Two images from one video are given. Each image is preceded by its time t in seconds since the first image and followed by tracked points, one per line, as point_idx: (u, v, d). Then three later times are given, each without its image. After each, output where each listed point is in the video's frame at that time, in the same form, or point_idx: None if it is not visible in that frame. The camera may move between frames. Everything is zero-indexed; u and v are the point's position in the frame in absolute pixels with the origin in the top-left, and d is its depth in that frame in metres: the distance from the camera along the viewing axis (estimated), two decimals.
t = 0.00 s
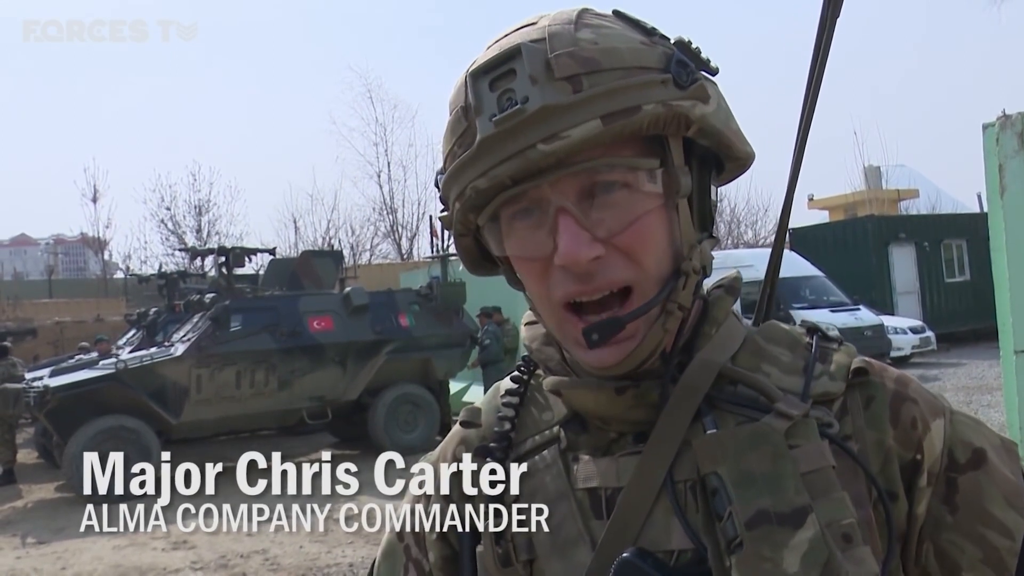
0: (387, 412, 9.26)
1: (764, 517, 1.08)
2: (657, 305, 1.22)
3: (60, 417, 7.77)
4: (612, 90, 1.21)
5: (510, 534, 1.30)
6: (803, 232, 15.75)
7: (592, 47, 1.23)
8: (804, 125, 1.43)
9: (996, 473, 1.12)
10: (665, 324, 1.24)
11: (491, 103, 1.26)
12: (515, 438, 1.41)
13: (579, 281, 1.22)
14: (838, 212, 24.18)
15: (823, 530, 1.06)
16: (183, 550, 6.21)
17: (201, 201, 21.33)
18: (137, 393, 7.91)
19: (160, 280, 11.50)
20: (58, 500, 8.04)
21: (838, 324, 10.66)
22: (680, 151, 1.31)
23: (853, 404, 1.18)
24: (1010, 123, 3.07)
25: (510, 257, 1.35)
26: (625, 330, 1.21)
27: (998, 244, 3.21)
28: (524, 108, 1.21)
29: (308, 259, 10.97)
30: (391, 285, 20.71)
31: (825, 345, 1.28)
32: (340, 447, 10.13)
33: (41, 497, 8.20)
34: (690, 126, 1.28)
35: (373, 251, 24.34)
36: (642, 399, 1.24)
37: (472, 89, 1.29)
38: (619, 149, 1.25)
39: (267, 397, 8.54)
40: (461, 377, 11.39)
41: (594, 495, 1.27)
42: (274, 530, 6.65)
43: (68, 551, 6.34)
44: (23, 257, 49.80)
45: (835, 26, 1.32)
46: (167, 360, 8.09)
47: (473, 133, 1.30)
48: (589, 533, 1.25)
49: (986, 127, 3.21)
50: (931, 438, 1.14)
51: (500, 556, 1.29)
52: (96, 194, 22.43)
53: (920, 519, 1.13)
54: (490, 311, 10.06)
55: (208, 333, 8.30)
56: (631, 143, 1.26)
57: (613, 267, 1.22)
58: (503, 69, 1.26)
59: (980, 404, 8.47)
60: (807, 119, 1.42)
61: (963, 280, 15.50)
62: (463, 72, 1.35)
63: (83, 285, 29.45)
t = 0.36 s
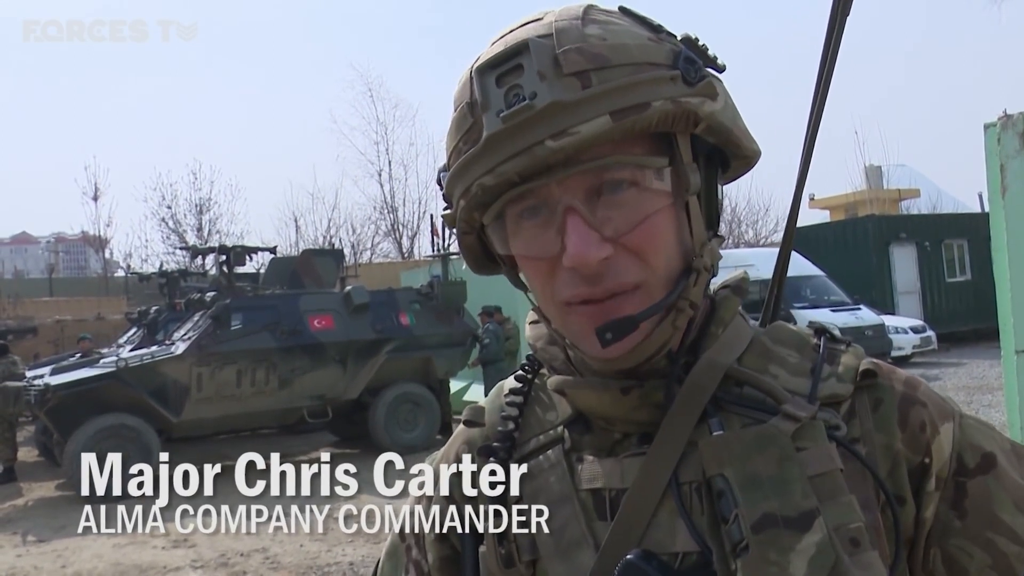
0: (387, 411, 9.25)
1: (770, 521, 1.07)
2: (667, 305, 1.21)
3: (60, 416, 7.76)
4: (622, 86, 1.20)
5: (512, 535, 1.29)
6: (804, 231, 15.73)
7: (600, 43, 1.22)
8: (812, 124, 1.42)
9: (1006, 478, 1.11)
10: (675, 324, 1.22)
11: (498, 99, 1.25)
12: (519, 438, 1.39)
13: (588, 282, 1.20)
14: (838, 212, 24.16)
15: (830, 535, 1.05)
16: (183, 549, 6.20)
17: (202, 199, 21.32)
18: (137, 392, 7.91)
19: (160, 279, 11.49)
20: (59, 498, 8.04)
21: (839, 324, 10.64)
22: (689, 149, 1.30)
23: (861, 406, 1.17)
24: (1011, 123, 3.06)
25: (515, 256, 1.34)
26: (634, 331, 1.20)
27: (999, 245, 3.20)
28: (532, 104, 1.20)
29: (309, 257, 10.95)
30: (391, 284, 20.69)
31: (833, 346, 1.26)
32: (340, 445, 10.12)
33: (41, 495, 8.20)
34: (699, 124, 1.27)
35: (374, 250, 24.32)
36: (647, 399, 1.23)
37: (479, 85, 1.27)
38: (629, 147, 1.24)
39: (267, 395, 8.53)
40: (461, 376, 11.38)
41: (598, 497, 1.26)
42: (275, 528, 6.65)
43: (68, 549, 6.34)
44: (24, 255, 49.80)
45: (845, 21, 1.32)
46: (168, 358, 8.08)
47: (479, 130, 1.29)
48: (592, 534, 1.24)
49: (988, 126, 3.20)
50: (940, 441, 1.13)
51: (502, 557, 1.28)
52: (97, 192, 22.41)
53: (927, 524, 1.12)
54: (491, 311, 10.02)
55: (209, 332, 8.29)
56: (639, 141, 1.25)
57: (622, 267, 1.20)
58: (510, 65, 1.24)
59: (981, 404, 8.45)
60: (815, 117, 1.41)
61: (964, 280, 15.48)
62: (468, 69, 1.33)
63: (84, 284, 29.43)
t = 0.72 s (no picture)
0: (388, 409, 9.23)
1: (783, 522, 1.05)
2: (677, 305, 1.18)
3: (60, 414, 7.75)
4: (631, 80, 1.17)
5: (515, 535, 1.26)
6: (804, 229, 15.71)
7: (608, 33, 1.20)
8: (826, 117, 1.40)
9: None
10: (685, 323, 1.20)
11: (503, 93, 1.22)
12: (523, 435, 1.37)
13: (595, 281, 1.18)
14: (838, 209, 24.14)
15: (844, 536, 1.03)
16: (184, 546, 6.18)
17: (202, 197, 21.32)
18: (138, 390, 7.89)
19: (160, 277, 11.46)
20: (60, 496, 8.02)
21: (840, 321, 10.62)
22: (700, 143, 1.27)
23: (877, 406, 1.15)
24: (1012, 120, 3.05)
25: (520, 254, 1.32)
26: (644, 331, 1.18)
27: (999, 242, 3.18)
28: (538, 99, 1.17)
29: (309, 255, 10.93)
30: (391, 282, 20.68)
31: (847, 343, 1.24)
32: (341, 443, 10.10)
33: (42, 493, 8.18)
34: (712, 117, 1.25)
35: (374, 249, 24.30)
36: (656, 396, 1.21)
37: (483, 77, 1.25)
38: (639, 142, 1.21)
39: (267, 393, 8.51)
40: (461, 374, 11.37)
41: (604, 497, 1.23)
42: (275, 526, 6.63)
43: (70, 547, 6.32)
44: (24, 254, 49.81)
45: (858, 18, 1.31)
46: (168, 356, 8.06)
47: (483, 124, 1.27)
48: (598, 533, 1.21)
49: (988, 124, 3.18)
50: (957, 441, 1.11)
51: (505, 557, 1.26)
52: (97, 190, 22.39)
53: (943, 527, 1.10)
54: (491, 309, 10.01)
55: (210, 330, 8.26)
56: (650, 136, 1.22)
57: (632, 266, 1.18)
58: (515, 57, 1.22)
59: (981, 401, 8.44)
60: (830, 109, 1.38)
61: (964, 277, 15.45)
62: (473, 60, 1.31)
63: (84, 282, 29.43)
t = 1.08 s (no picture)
0: (388, 404, 9.21)
1: (791, 522, 1.03)
2: (682, 295, 1.16)
3: (60, 408, 7.76)
4: (636, 60, 1.15)
5: (516, 533, 1.24)
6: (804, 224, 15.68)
7: (613, 11, 1.17)
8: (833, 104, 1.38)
9: None
10: (690, 313, 1.17)
11: (504, 72, 1.20)
12: (523, 431, 1.34)
13: (597, 269, 1.15)
14: (838, 204, 24.11)
15: (852, 536, 1.01)
16: (184, 540, 6.17)
17: (201, 191, 21.30)
18: (137, 383, 7.88)
19: (159, 271, 11.44)
20: (59, 490, 8.01)
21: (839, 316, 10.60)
22: (706, 127, 1.25)
23: (885, 400, 1.12)
24: (1012, 114, 3.02)
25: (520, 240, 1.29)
26: (647, 321, 1.15)
27: (999, 237, 3.16)
28: (539, 78, 1.15)
29: (308, 249, 10.90)
30: (390, 276, 20.66)
31: (853, 335, 1.22)
32: (340, 438, 10.09)
33: (41, 487, 8.17)
34: (719, 100, 1.22)
35: (373, 243, 24.28)
36: (658, 392, 1.19)
37: (483, 56, 1.23)
38: (644, 125, 1.19)
39: (267, 387, 8.49)
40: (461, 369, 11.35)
41: (606, 494, 1.21)
42: (275, 520, 6.61)
43: (69, 541, 6.30)
44: (23, 249, 49.82)
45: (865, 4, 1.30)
46: (168, 350, 8.04)
47: (483, 105, 1.24)
48: (600, 532, 1.19)
49: (988, 118, 3.16)
50: (967, 436, 1.09)
51: (506, 555, 1.24)
52: (96, 184, 22.37)
53: (951, 523, 1.08)
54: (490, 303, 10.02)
55: (209, 323, 8.24)
56: (655, 119, 1.20)
57: (635, 253, 1.15)
58: (517, 36, 1.20)
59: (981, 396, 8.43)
60: (836, 96, 1.36)
61: (964, 272, 15.43)
62: (473, 39, 1.28)
63: (83, 277, 29.43)
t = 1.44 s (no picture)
0: (384, 402, 9.21)
1: (775, 514, 1.04)
2: (665, 298, 1.17)
3: (56, 407, 7.77)
4: (621, 71, 1.16)
5: (509, 527, 1.25)
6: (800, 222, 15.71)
7: (599, 23, 1.18)
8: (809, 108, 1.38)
9: (1008, 460, 1.08)
10: (673, 315, 1.19)
11: (492, 83, 1.21)
12: (512, 429, 1.35)
13: (584, 273, 1.17)
14: (834, 203, 24.17)
15: (834, 527, 1.03)
16: (180, 540, 6.17)
17: (197, 191, 21.30)
18: (133, 383, 7.88)
19: (156, 271, 11.43)
20: (55, 489, 8.01)
21: (834, 314, 10.64)
22: (688, 134, 1.26)
23: (861, 394, 1.14)
24: (1007, 113, 3.03)
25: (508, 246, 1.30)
26: (632, 325, 1.16)
27: (993, 235, 3.18)
28: (527, 90, 1.16)
29: (304, 248, 10.90)
30: (387, 276, 20.67)
31: (829, 332, 1.23)
32: (337, 437, 10.09)
33: (37, 487, 8.17)
34: (701, 109, 1.23)
35: (370, 242, 24.30)
36: (644, 389, 1.20)
37: (472, 68, 1.24)
38: (628, 133, 1.20)
39: (263, 387, 8.49)
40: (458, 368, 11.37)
41: (595, 489, 1.23)
42: (272, 519, 6.62)
43: (65, 541, 6.31)
44: (20, 248, 49.80)
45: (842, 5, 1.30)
46: (163, 350, 8.04)
47: (472, 115, 1.26)
48: (590, 528, 1.20)
49: (983, 116, 3.17)
50: (939, 426, 1.10)
51: (498, 550, 1.25)
52: (93, 184, 22.37)
53: (928, 509, 1.09)
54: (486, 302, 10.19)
55: (205, 323, 8.24)
56: (639, 127, 1.21)
57: (620, 258, 1.17)
58: (504, 47, 1.21)
59: (977, 393, 8.46)
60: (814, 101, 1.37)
61: (959, 270, 15.47)
62: (462, 49, 1.29)
63: (79, 277, 29.41)
